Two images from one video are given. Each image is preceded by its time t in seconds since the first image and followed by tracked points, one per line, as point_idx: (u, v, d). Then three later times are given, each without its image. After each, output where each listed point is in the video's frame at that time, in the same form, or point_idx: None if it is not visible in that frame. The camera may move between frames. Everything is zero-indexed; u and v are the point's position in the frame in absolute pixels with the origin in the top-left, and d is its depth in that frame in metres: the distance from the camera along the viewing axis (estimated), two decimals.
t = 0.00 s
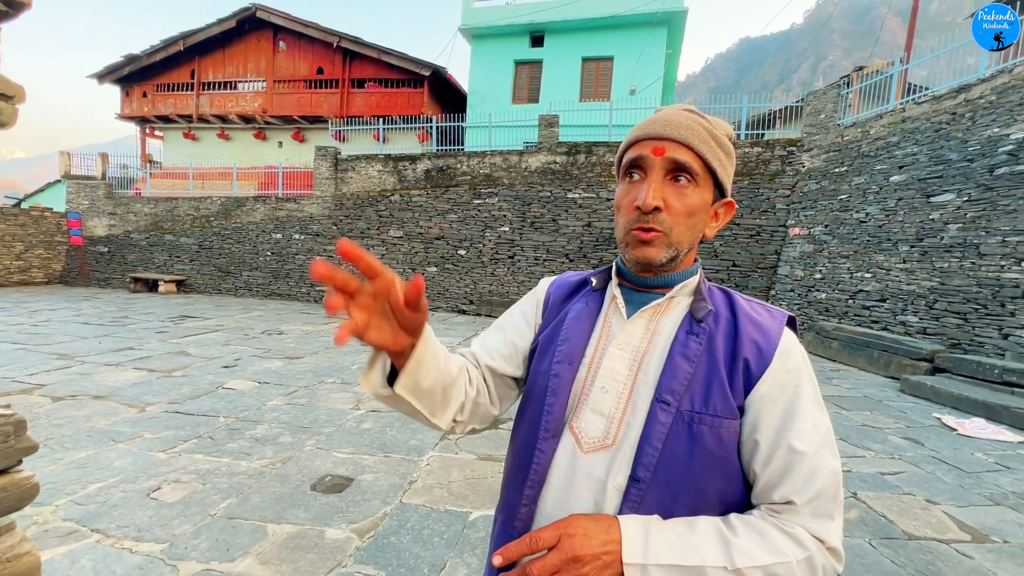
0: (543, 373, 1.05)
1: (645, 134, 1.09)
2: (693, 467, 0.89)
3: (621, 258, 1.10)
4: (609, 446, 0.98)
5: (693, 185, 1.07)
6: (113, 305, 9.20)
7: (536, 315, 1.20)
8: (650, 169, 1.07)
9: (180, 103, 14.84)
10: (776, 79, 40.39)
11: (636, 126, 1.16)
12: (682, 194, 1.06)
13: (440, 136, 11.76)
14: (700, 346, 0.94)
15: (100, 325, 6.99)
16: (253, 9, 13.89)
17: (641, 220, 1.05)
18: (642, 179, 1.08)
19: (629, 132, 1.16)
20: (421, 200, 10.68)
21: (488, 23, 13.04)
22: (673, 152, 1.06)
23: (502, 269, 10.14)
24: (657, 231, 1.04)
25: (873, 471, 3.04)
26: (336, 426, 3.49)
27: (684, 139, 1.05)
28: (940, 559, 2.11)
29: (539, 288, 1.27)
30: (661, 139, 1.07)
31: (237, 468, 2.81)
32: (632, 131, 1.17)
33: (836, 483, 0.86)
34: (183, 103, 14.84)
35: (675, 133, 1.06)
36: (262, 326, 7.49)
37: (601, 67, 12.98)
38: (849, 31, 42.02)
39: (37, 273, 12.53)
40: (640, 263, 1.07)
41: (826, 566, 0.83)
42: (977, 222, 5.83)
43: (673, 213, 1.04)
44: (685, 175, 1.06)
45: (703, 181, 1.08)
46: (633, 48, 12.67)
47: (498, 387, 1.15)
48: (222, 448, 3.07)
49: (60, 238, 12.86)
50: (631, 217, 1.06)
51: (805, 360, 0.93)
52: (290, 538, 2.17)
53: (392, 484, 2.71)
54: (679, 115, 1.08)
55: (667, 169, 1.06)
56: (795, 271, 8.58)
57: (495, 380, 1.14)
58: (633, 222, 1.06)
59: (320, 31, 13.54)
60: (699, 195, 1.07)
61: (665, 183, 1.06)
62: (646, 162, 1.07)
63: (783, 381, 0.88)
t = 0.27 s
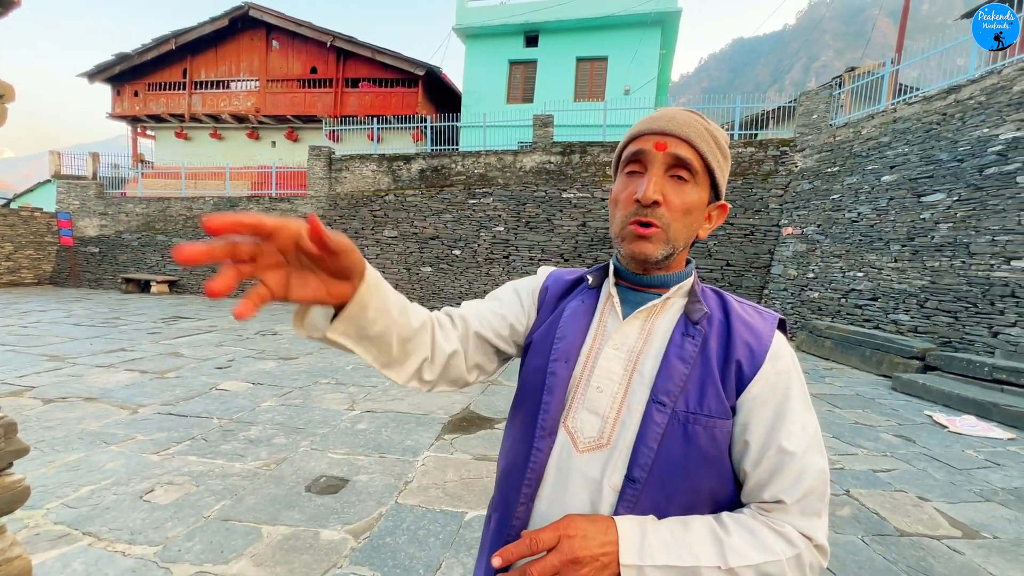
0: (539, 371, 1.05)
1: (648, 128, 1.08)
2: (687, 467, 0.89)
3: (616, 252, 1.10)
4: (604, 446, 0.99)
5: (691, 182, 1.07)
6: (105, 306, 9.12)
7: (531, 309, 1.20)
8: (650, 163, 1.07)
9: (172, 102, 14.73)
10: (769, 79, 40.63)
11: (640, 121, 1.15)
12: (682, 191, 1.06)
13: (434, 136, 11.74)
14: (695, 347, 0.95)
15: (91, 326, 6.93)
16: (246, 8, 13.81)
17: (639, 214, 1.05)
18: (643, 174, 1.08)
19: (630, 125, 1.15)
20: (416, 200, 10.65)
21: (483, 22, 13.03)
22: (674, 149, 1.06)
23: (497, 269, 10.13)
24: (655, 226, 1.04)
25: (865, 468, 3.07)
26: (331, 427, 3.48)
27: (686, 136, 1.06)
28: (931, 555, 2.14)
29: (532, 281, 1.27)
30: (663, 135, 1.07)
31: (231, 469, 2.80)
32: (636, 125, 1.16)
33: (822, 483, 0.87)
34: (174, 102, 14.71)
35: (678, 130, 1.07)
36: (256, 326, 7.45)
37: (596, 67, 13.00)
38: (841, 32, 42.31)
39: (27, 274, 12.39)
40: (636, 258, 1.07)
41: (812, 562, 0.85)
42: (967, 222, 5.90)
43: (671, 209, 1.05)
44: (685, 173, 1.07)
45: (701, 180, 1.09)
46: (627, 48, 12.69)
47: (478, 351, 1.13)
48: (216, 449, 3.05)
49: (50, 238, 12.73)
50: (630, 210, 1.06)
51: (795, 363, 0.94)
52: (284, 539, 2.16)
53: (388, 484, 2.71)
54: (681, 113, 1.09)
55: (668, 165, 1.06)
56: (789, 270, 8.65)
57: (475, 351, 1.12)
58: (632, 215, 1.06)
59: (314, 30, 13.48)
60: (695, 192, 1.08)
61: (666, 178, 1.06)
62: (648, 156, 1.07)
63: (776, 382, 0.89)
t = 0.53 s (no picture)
0: (530, 377, 1.06)
1: (665, 127, 1.07)
2: (686, 466, 0.89)
3: (623, 251, 1.09)
4: (600, 450, 0.99)
5: (700, 186, 1.08)
6: (98, 307, 9.05)
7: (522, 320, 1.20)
8: (664, 164, 1.06)
9: (165, 102, 14.63)
10: (764, 79, 40.82)
11: (647, 118, 1.14)
12: (693, 193, 1.07)
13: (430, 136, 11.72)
14: (690, 347, 0.96)
15: (84, 327, 6.87)
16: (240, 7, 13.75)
17: (654, 213, 1.04)
18: (655, 173, 1.07)
19: (641, 121, 1.13)
20: (411, 200, 10.63)
21: (478, 22, 13.03)
22: (690, 151, 1.06)
23: (493, 269, 10.13)
24: (667, 228, 1.05)
25: (859, 466, 3.09)
26: (326, 428, 3.47)
27: (701, 138, 1.07)
28: (925, 552, 2.15)
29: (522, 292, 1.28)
30: (680, 136, 1.07)
31: (226, 471, 2.78)
32: (641, 123, 1.15)
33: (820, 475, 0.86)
34: (168, 102, 14.62)
35: (693, 133, 1.07)
36: (251, 327, 7.42)
37: (591, 67, 13.02)
38: (835, 32, 42.55)
39: (19, 275, 12.28)
40: (642, 259, 1.07)
41: (811, 555, 0.84)
42: (959, 221, 5.95)
43: (684, 211, 1.05)
44: (695, 175, 1.08)
45: (708, 184, 1.10)
46: (622, 48, 12.72)
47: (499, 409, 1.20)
48: (211, 451, 3.04)
49: (42, 239, 12.62)
50: (644, 210, 1.05)
51: (785, 358, 0.94)
52: (280, 541, 2.15)
53: (384, 485, 2.70)
54: (696, 116, 1.09)
55: (681, 166, 1.07)
56: (783, 270, 8.69)
57: (497, 407, 1.18)
58: (646, 215, 1.05)
59: (308, 30, 13.43)
60: (703, 196, 1.09)
61: (679, 180, 1.06)
62: (663, 156, 1.06)
63: (768, 378, 0.90)
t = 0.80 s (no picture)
0: (526, 376, 1.07)
1: (656, 128, 1.07)
2: (674, 463, 0.89)
3: (617, 252, 1.10)
4: (592, 447, 0.99)
5: (692, 187, 1.08)
6: (92, 308, 9.00)
7: (522, 322, 1.22)
8: (656, 165, 1.06)
9: (160, 101, 14.56)
10: (759, 80, 40.98)
11: (640, 119, 1.14)
12: (685, 194, 1.07)
13: (426, 136, 11.71)
14: (679, 345, 0.96)
15: (79, 328, 6.84)
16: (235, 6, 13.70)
17: (646, 215, 1.05)
18: (647, 174, 1.07)
19: (633, 123, 1.13)
20: (408, 200, 10.61)
21: (474, 22, 13.02)
22: (681, 152, 1.06)
23: (490, 269, 10.13)
24: (659, 229, 1.05)
25: (854, 465, 3.10)
26: (323, 428, 3.46)
27: (693, 140, 1.07)
28: (919, 550, 2.17)
29: (522, 294, 1.29)
30: (672, 138, 1.07)
31: (221, 472, 2.77)
32: (635, 123, 1.15)
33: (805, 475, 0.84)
34: (163, 101, 14.55)
35: (684, 133, 1.07)
36: (247, 328, 7.39)
37: (587, 67, 13.03)
38: (830, 32, 42.75)
39: (12, 276, 12.20)
40: (636, 259, 1.07)
41: (796, 563, 0.81)
42: (953, 220, 5.98)
43: (676, 212, 1.05)
44: (687, 176, 1.08)
45: (700, 184, 1.10)
46: (618, 48, 12.74)
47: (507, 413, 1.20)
48: (206, 452, 3.03)
49: (36, 239, 12.54)
50: (636, 211, 1.06)
51: (778, 358, 0.94)
52: (276, 542, 2.14)
53: (381, 485, 2.70)
54: (688, 116, 1.09)
55: (673, 168, 1.07)
56: (779, 269, 8.73)
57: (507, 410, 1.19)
58: (638, 217, 1.05)
59: (304, 29, 13.39)
60: (695, 197, 1.09)
61: (670, 182, 1.07)
62: (655, 158, 1.06)
63: (757, 376, 0.89)
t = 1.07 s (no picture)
0: (522, 374, 1.07)
1: (654, 129, 1.07)
2: (654, 464, 0.88)
3: (613, 251, 1.09)
4: (581, 446, 0.99)
5: (688, 188, 1.08)
6: (77, 311, 8.85)
7: (519, 320, 1.22)
8: (653, 166, 1.06)
9: (145, 100, 14.35)
10: (748, 80, 41.33)
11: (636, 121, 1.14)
12: (681, 195, 1.07)
13: (416, 136, 11.66)
14: (662, 346, 0.96)
15: (63, 331, 6.72)
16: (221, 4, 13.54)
17: (642, 214, 1.04)
18: (644, 175, 1.07)
19: (630, 125, 1.13)
20: (398, 200, 10.56)
21: (464, 21, 12.99)
22: (678, 153, 1.06)
23: (481, 268, 10.11)
24: (656, 228, 1.05)
25: (842, 460, 3.14)
26: (312, 431, 3.44)
27: (688, 141, 1.07)
28: (906, 544, 2.19)
29: (522, 292, 1.29)
30: (669, 138, 1.07)
31: (209, 477, 2.74)
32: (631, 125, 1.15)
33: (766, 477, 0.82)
34: (148, 100, 14.35)
35: (681, 135, 1.07)
36: (235, 330, 7.31)
37: (577, 66, 13.06)
38: (817, 32, 43.22)
39: None
40: (633, 258, 1.07)
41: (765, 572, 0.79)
42: (937, 218, 6.07)
43: (672, 212, 1.05)
44: (683, 177, 1.08)
45: (695, 186, 1.10)
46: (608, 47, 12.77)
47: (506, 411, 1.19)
48: (193, 456, 2.99)
49: (18, 241, 12.31)
50: (633, 210, 1.05)
51: (765, 358, 0.92)
52: (265, 547, 2.12)
53: (371, 488, 2.68)
54: (684, 118, 1.09)
55: (669, 169, 1.07)
56: (768, 267, 8.82)
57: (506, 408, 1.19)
58: (635, 216, 1.05)
59: (292, 28, 13.27)
60: (691, 199, 1.09)
61: (667, 182, 1.06)
62: (651, 158, 1.06)
63: (737, 376, 0.87)
